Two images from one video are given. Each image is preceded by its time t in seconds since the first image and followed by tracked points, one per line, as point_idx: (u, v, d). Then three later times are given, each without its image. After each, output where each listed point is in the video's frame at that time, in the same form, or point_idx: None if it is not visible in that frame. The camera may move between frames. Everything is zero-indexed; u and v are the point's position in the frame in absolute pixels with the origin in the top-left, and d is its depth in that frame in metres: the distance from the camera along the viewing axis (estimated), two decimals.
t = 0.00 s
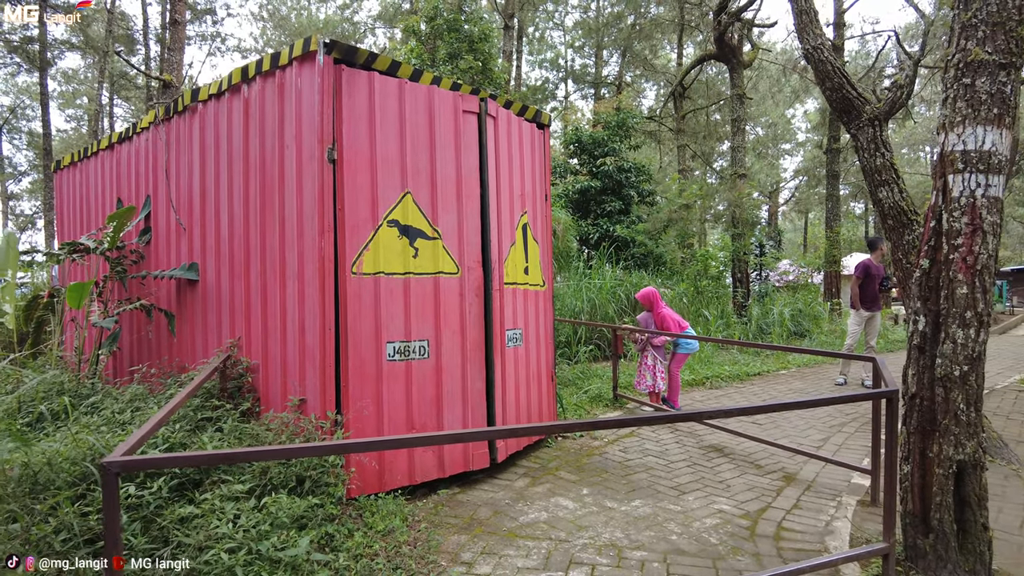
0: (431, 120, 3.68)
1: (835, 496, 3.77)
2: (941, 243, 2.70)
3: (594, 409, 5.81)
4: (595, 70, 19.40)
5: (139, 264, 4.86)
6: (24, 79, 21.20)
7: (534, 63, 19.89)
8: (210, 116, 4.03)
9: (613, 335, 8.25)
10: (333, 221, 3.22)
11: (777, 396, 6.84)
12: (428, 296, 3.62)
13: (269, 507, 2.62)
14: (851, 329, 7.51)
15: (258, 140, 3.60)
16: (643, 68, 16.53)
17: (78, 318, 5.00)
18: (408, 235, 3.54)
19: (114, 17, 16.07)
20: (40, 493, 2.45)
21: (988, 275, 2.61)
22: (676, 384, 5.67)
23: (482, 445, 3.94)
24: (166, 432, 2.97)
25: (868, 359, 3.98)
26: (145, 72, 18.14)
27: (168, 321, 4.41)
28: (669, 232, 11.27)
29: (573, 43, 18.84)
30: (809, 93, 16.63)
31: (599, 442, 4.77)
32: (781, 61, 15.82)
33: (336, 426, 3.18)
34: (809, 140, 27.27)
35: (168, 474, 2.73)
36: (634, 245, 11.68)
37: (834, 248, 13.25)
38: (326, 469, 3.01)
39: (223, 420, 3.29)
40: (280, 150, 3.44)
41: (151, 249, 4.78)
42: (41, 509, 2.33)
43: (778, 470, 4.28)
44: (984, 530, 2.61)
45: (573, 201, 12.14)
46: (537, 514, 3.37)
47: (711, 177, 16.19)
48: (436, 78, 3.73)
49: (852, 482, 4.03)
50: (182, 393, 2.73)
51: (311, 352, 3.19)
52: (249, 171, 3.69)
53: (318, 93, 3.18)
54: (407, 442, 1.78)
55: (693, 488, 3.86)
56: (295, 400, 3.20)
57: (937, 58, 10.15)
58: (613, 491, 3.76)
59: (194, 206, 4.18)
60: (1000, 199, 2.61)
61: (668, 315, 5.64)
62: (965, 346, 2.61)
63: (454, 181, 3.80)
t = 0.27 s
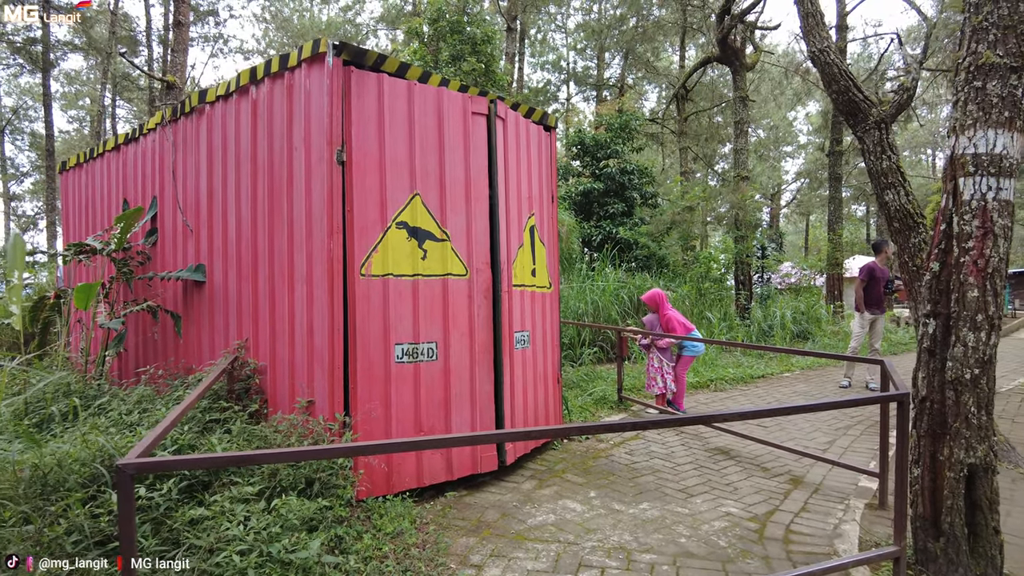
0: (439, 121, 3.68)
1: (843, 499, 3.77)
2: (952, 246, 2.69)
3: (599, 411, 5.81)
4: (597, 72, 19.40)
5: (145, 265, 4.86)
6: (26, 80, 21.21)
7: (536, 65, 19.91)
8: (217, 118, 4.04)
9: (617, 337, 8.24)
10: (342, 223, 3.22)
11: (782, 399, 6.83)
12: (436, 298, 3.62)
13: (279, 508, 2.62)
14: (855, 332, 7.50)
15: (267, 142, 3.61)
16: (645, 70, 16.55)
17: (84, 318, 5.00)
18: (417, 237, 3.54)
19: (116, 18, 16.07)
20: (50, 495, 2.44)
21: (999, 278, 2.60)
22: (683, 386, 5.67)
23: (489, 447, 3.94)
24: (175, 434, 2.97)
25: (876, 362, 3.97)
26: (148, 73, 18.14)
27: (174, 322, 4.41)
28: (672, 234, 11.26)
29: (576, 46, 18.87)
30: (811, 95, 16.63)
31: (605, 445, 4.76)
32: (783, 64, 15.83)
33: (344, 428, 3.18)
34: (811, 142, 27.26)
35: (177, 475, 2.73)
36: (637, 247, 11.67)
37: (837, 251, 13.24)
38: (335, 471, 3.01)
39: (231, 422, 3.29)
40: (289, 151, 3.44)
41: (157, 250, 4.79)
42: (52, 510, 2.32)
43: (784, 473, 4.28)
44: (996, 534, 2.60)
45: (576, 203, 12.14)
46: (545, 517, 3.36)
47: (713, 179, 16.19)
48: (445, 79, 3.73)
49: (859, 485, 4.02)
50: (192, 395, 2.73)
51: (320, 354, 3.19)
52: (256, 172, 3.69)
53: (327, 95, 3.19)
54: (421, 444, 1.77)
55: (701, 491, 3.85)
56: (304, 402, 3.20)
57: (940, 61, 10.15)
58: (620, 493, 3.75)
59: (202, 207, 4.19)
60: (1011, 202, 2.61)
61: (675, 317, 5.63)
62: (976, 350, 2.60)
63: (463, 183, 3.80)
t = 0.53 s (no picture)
0: (446, 122, 3.68)
1: (848, 501, 3.76)
2: (959, 247, 2.69)
3: (603, 412, 5.80)
4: (599, 73, 19.40)
5: (150, 266, 4.87)
6: (29, 81, 21.22)
7: (538, 67, 19.93)
8: (223, 118, 4.04)
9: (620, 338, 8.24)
10: (348, 223, 3.23)
11: (785, 400, 6.83)
12: (443, 299, 3.62)
13: (285, 510, 2.62)
14: (858, 333, 7.49)
15: (272, 143, 3.61)
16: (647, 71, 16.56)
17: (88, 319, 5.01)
18: (423, 238, 3.54)
19: (119, 20, 16.09)
20: (58, 495, 2.45)
21: (1006, 280, 2.60)
22: (687, 388, 5.68)
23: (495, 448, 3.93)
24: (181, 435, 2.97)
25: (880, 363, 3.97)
26: (150, 74, 18.15)
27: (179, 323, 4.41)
28: (674, 236, 11.26)
29: (577, 47, 18.89)
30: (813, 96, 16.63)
31: (609, 446, 4.76)
32: (785, 65, 15.82)
33: (350, 429, 3.19)
34: (812, 143, 27.25)
35: (184, 476, 2.73)
36: (639, 248, 11.67)
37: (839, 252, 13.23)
38: (341, 472, 3.01)
39: (237, 422, 3.29)
40: (295, 152, 3.45)
41: (162, 251, 4.79)
42: (60, 511, 2.33)
43: (789, 475, 4.27)
44: (1003, 536, 2.60)
45: (578, 205, 12.15)
46: (551, 518, 3.36)
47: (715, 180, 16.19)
48: (451, 80, 3.74)
49: (864, 487, 4.02)
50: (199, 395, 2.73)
51: (326, 354, 3.19)
52: (262, 173, 3.70)
53: (334, 96, 3.19)
54: (430, 445, 1.76)
55: (706, 492, 3.85)
56: (310, 402, 3.20)
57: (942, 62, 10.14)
58: (625, 495, 3.75)
59: (207, 208, 4.19)
60: (1018, 203, 2.61)
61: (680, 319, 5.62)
62: (983, 351, 2.60)
63: (470, 184, 3.80)
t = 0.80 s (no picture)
0: (450, 122, 3.68)
1: (851, 501, 3.75)
2: (962, 247, 2.69)
3: (604, 413, 5.81)
4: (599, 74, 19.40)
5: (152, 267, 4.88)
6: (30, 83, 21.23)
7: (539, 67, 19.96)
8: (225, 119, 4.05)
9: (621, 339, 8.24)
10: (351, 224, 3.23)
11: (787, 401, 6.83)
12: (447, 300, 3.62)
13: (289, 510, 2.62)
14: (860, 333, 7.47)
15: (275, 144, 3.62)
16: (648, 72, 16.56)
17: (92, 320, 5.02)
18: (427, 238, 3.54)
19: (121, 22, 16.12)
20: (62, 496, 2.46)
21: (1009, 280, 2.60)
22: (689, 388, 5.67)
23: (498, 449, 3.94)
24: (185, 435, 2.98)
25: (882, 364, 3.96)
26: (150, 75, 18.17)
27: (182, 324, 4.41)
28: (675, 237, 11.26)
29: (578, 48, 18.89)
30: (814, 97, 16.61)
31: (611, 446, 4.76)
32: (787, 65, 15.82)
33: (353, 430, 3.19)
34: (813, 144, 27.23)
35: (187, 476, 2.74)
36: (641, 249, 11.66)
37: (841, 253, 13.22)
38: (344, 473, 3.02)
39: (240, 423, 3.30)
40: (298, 153, 3.45)
41: (164, 252, 4.80)
42: (64, 511, 2.34)
43: (791, 475, 4.27)
44: (1006, 536, 2.60)
45: (579, 205, 12.15)
46: (554, 519, 3.36)
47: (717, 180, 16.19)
48: (455, 80, 3.73)
49: (867, 487, 4.01)
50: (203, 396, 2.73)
51: (329, 355, 3.20)
52: (264, 174, 3.70)
53: (336, 97, 3.20)
54: (436, 446, 1.75)
55: (708, 493, 3.85)
56: (313, 403, 3.21)
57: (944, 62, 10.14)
58: (627, 495, 3.75)
59: (209, 209, 4.20)
60: (1022, 203, 2.61)
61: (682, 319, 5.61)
62: (987, 352, 2.59)
63: (474, 184, 3.80)
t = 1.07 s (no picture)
0: (453, 124, 3.68)
1: (852, 503, 3.75)
2: (963, 250, 2.69)
3: (606, 415, 5.81)
4: (600, 76, 19.41)
5: (154, 269, 4.88)
6: (32, 85, 21.29)
7: (540, 69, 19.98)
8: (227, 122, 4.06)
9: (622, 340, 8.23)
10: (352, 227, 3.24)
11: (788, 403, 6.82)
12: (449, 302, 3.62)
13: (290, 513, 2.62)
14: (862, 335, 7.46)
15: (276, 146, 3.62)
16: (649, 73, 16.57)
17: (93, 322, 5.02)
18: (428, 241, 3.55)
19: (123, 24, 16.15)
20: (65, 498, 2.47)
21: (1011, 282, 2.60)
22: (690, 391, 5.66)
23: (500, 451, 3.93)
24: (186, 438, 2.98)
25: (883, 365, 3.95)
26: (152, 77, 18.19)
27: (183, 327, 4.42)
28: (676, 238, 11.25)
29: (579, 49, 18.90)
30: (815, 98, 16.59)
31: (613, 448, 4.76)
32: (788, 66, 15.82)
33: (354, 432, 3.20)
34: (814, 145, 27.21)
35: (189, 479, 2.74)
36: (642, 251, 11.66)
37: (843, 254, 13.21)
38: (345, 475, 3.02)
39: (241, 425, 3.30)
40: (299, 155, 3.46)
41: (166, 254, 4.81)
42: (66, 514, 2.35)
43: (793, 477, 4.27)
44: (1009, 539, 2.60)
45: (580, 207, 12.16)
46: (555, 521, 3.36)
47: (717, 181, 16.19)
48: (456, 82, 3.74)
49: (868, 489, 4.01)
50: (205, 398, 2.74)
51: (330, 357, 3.21)
52: (266, 176, 3.71)
53: (337, 100, 3.21)
54: (437, 448, 1.76)
55: (710, 495, 3.85)
56: (314, 405, 3.22)
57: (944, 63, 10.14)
58: (629, 497, 3.75)
59: (210, 211, 4.21)
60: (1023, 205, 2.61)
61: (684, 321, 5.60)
62: (988, 354, 2.59)
63: (477, 186, 3.80)
